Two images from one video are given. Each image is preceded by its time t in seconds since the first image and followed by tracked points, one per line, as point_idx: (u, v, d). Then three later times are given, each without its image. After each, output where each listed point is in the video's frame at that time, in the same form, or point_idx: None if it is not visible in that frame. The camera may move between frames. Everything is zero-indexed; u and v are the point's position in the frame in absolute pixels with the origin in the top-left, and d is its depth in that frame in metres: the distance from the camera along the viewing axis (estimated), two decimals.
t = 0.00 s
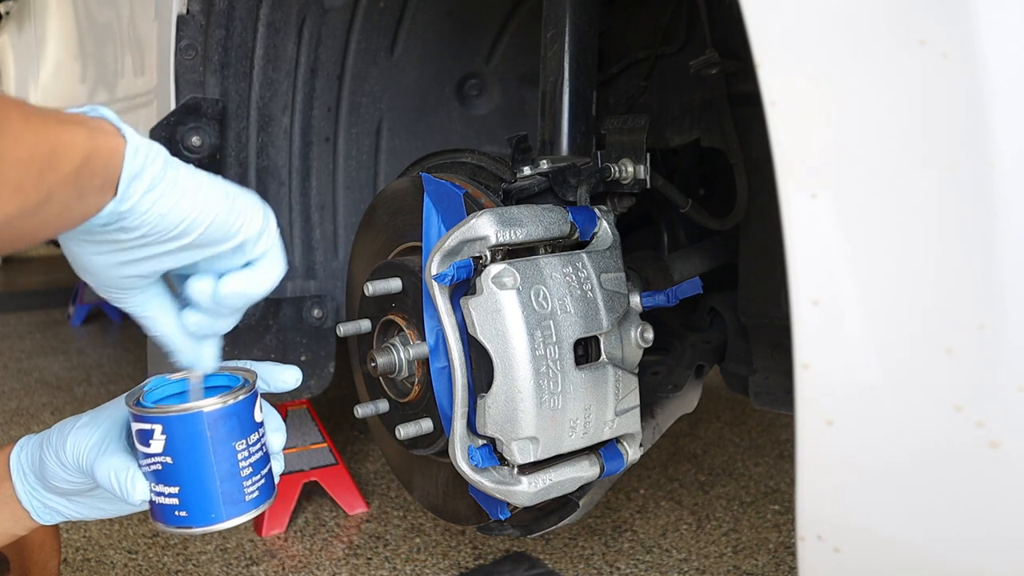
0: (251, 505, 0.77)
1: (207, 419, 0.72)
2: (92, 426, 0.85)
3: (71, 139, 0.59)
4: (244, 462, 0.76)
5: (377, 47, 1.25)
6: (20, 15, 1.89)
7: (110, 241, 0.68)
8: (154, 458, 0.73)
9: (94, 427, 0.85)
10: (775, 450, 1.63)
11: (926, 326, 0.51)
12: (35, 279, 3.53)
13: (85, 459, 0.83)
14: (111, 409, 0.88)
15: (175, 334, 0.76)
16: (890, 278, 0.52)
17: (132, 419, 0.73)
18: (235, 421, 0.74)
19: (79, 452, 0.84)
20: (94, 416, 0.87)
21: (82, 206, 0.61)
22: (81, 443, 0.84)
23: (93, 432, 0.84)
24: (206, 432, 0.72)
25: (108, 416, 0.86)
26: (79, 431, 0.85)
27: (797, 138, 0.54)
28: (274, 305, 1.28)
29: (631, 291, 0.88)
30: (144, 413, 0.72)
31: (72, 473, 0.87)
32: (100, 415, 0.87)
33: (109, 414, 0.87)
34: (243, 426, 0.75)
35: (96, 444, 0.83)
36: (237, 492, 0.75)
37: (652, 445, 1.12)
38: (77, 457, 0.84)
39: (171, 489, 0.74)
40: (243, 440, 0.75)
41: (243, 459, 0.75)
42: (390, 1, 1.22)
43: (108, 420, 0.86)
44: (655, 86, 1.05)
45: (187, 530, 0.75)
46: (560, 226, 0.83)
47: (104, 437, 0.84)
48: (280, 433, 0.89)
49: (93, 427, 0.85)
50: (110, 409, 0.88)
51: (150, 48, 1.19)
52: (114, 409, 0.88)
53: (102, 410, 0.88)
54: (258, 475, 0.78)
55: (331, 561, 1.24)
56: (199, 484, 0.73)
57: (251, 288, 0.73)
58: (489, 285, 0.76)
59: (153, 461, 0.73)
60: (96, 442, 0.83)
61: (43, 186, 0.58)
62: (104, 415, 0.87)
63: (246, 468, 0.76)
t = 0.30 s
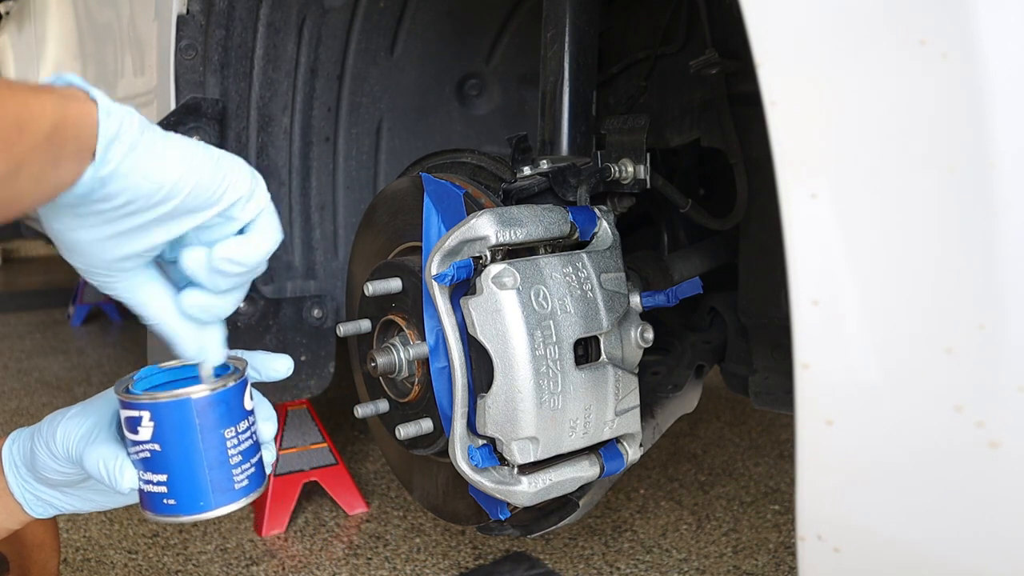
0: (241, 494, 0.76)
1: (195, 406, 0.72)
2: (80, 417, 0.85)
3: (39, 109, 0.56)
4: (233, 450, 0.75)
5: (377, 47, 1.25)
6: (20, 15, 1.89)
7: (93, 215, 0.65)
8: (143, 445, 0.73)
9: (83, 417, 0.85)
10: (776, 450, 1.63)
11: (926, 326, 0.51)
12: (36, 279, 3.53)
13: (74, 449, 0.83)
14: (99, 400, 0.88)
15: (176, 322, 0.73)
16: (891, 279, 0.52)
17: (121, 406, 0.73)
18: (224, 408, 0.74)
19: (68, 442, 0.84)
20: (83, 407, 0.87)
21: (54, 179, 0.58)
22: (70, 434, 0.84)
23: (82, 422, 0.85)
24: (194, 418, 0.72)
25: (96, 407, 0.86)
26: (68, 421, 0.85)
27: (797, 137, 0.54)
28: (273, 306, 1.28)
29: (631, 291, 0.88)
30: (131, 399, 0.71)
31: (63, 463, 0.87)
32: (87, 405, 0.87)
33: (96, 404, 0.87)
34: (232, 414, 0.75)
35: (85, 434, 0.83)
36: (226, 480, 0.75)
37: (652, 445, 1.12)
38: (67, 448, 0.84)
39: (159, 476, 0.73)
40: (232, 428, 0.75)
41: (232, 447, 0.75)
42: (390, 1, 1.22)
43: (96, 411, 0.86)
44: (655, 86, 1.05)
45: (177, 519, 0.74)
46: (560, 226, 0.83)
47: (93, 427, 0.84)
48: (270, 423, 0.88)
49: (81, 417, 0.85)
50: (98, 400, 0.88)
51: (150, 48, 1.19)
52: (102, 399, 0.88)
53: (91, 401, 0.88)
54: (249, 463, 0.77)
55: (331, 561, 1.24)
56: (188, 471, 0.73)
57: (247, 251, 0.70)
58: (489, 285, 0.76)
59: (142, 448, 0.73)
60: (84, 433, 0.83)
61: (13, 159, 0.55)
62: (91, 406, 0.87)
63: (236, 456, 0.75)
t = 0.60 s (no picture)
0: (222, 478, 0.76)
1: (174, 386, 0.71)
2: (64, 403, 0.85)
3: (33, 76, 0.56)
4: (214, 434, 0.74)
5: (377, 47, 1.25)
6: (20, 15, 1.90)
7: (65, 180, 0.64)
8: (122, 427, 0.72)
9: (66, 403, 0.84)
10: (776, 450, 1.63)
11: (926, 327, 0.51)
12: (35, 279, 3.53)
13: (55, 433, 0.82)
14: (84, 387, 0.87)
15: (119, 304, 0.71)
16: (891, 278, 0.52)
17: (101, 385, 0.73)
18: (205, 389, 0.73)
19: (50, 427, 0.83)
20: (68, 393, 0.86)
21: (44, 146, 0.58)
22: (53, 418, 0.83)
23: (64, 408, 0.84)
24: (173, 400, 0.71)
25: (79, 393, 0.86)
26: (51, 407, 0.85)
27: (797, 138, 0.54)
28: (273, 306, 1.27)
29: (631, 291, 0.88)
30: (111, 378, 0.71)
31: (47, 448, 0.86)
32: (72, 392, 0.86)
33: (80, 391, 0.86)
34: (213, 397, 0.74)
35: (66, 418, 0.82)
36: (206, 463, 0.74)
37: (652, 445, 1.12)
38: (50, 433, 0.83)
39: (138, 459, 0.73)
40: (212, 411, 0.74)
41: (213, 430, 0.74)
42: (390, 1, 1.22)
43: (79, 397, 0.85)
44: (655, 86, 1.05)
45: (155, 503, 0.74)
46: (560, 226, 0.83)
47: (75, 412, 0.83)
48: (255, 408, 0.87)
49: (64, 403, 0.84)
50: (83, 387, 0.87)
51: (150, 48, 1.19)
52: (87, 386, 0.87)
53: (76, 388, 0.87)
54: (230, 448, 0.76)
55: (331, 561, 1.24)
56: (168, 454, 0.72)
57: (207, 258, 0.66)
58: (489, 285, 0.76)
59: (121, 429, 0.73)
60: (65, 417, 0.82)
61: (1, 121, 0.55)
62: (75, 393, 0.86)
63: (216, 439, 0.75)
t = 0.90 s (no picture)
0: (227, 465, 0.75)
1: (181, 373, 0.72)
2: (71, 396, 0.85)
3: (37, 84, 0.56)
4: (220, 421, 0.74)
5: (378, 47, 1.25)
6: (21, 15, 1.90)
7: (82, 194, 0.67)
8: (128, 414, 0.72)
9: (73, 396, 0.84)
10: (776, 450, 1.63)
11: (926, 327, 0.51)
12: (36, 279, 3.53)
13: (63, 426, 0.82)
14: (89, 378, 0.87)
15: (153, 290, 0.76)
16: (890, 278, 0.52)
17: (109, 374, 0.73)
18: (210, 376, 0.73)
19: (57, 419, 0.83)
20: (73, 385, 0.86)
21: (46, 153, 0.59)
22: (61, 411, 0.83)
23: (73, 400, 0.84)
24: (180, 387, 0.72)
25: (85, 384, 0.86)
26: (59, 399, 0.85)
27: (797, 137, 0.54)
28: (274, 306, 1.27)
29: (631, 291, 0.88)
30: (118, 365, 0.71)
31: (52, 440, 0.86)
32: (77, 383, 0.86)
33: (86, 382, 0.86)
34: (218, 384, 0.74)
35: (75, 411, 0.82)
36: (212, 450, 0.74)
37: (652, 445, 1.12)
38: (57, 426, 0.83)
39: (145, 446, 0.72)
40: (217, 398, 0.74)
41: (218, 417, 0.74)
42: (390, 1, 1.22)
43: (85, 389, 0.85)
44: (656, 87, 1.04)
45: (161, 491, 0.73)
46: (560, 226, 0.83)
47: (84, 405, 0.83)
48: (258, 399, 0.87)
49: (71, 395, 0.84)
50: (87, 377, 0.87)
51: (150, 47, 1.19)
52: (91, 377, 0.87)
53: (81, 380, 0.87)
54: (236, 436, 0.76)
55: (331, 561, 1.24)
56: (174, 441, 0.72)
57: (226, 242, 0.71)
58: (489, 285, 0.76)
59: (127, 417, 0.73)
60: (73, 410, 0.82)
61: (9, 128, 0.55)
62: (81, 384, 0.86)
63: (221, 427, 0.75)
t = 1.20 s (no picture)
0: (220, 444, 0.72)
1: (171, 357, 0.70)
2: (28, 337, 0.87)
3: None
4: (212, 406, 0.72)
5: (377, 48, 1.25)
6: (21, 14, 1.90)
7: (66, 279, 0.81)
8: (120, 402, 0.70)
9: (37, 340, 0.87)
10: (776, 450, 1.63)
11: (926, 327, 0.51)
12: (36, 279, 3.53)
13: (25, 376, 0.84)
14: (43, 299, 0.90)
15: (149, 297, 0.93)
16: (890, 278, 0.52)
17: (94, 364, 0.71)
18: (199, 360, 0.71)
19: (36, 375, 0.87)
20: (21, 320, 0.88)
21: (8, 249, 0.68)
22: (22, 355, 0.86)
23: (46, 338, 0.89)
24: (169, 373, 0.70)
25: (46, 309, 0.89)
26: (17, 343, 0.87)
27: (797, 137, 0.54)
28: (273, 306, 1.27)
29: (631, 291, 0.88)
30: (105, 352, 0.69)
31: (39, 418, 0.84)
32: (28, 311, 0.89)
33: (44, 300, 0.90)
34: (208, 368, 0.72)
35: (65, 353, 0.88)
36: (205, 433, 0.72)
37: (652, 444, 1.12)
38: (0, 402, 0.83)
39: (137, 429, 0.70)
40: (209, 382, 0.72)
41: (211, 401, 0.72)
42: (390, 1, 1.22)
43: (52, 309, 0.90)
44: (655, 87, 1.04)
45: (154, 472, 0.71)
46: (560, 226, 0.83)
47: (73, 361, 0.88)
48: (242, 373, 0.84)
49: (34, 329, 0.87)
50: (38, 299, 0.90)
51: (150, 47, 1.19)
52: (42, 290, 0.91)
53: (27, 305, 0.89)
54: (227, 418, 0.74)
55: (331, 562, 1.24)
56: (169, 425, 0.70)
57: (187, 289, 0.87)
58: (489, 285, 0.76)
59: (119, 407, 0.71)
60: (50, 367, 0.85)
61: None
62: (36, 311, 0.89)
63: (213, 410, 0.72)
